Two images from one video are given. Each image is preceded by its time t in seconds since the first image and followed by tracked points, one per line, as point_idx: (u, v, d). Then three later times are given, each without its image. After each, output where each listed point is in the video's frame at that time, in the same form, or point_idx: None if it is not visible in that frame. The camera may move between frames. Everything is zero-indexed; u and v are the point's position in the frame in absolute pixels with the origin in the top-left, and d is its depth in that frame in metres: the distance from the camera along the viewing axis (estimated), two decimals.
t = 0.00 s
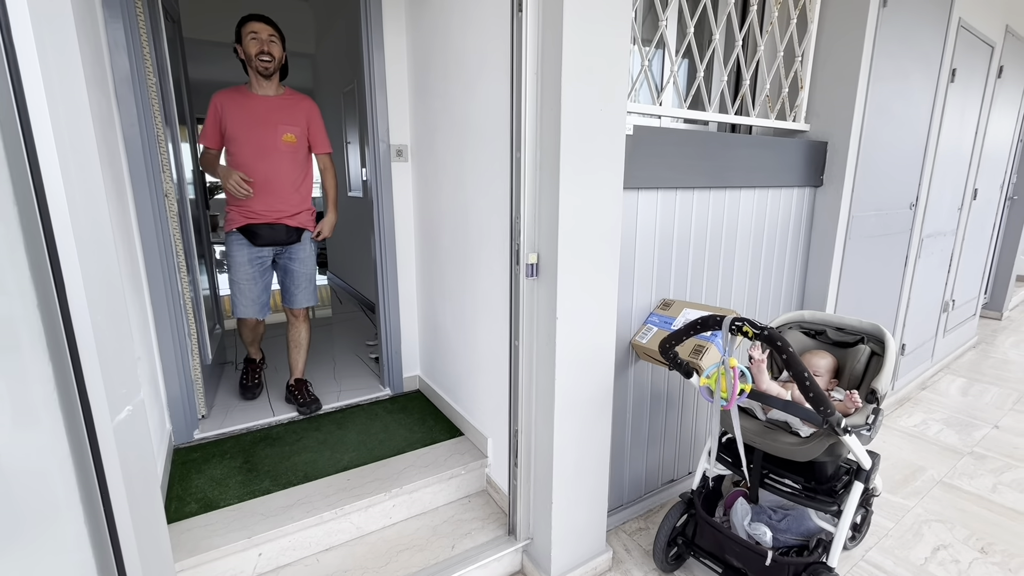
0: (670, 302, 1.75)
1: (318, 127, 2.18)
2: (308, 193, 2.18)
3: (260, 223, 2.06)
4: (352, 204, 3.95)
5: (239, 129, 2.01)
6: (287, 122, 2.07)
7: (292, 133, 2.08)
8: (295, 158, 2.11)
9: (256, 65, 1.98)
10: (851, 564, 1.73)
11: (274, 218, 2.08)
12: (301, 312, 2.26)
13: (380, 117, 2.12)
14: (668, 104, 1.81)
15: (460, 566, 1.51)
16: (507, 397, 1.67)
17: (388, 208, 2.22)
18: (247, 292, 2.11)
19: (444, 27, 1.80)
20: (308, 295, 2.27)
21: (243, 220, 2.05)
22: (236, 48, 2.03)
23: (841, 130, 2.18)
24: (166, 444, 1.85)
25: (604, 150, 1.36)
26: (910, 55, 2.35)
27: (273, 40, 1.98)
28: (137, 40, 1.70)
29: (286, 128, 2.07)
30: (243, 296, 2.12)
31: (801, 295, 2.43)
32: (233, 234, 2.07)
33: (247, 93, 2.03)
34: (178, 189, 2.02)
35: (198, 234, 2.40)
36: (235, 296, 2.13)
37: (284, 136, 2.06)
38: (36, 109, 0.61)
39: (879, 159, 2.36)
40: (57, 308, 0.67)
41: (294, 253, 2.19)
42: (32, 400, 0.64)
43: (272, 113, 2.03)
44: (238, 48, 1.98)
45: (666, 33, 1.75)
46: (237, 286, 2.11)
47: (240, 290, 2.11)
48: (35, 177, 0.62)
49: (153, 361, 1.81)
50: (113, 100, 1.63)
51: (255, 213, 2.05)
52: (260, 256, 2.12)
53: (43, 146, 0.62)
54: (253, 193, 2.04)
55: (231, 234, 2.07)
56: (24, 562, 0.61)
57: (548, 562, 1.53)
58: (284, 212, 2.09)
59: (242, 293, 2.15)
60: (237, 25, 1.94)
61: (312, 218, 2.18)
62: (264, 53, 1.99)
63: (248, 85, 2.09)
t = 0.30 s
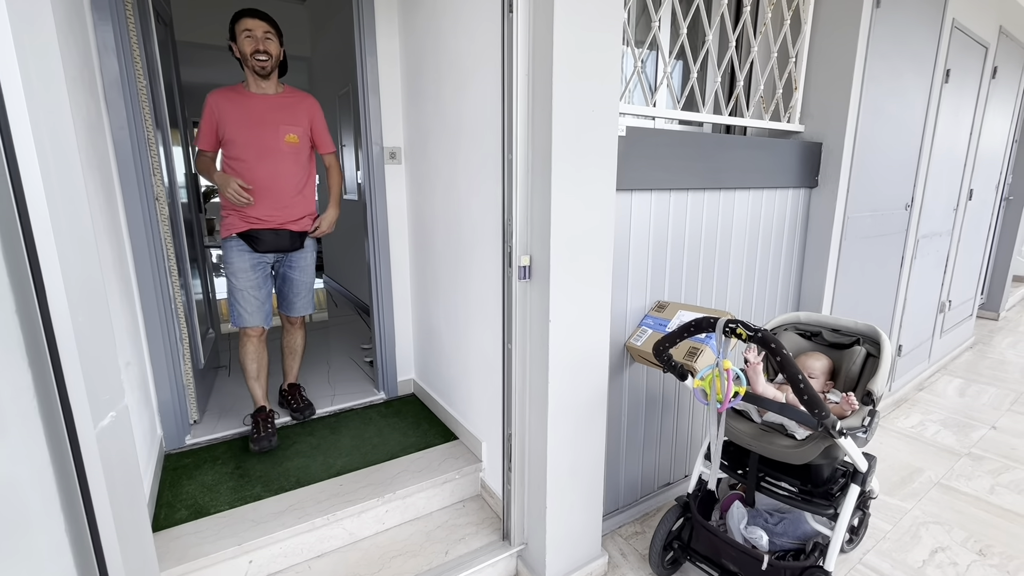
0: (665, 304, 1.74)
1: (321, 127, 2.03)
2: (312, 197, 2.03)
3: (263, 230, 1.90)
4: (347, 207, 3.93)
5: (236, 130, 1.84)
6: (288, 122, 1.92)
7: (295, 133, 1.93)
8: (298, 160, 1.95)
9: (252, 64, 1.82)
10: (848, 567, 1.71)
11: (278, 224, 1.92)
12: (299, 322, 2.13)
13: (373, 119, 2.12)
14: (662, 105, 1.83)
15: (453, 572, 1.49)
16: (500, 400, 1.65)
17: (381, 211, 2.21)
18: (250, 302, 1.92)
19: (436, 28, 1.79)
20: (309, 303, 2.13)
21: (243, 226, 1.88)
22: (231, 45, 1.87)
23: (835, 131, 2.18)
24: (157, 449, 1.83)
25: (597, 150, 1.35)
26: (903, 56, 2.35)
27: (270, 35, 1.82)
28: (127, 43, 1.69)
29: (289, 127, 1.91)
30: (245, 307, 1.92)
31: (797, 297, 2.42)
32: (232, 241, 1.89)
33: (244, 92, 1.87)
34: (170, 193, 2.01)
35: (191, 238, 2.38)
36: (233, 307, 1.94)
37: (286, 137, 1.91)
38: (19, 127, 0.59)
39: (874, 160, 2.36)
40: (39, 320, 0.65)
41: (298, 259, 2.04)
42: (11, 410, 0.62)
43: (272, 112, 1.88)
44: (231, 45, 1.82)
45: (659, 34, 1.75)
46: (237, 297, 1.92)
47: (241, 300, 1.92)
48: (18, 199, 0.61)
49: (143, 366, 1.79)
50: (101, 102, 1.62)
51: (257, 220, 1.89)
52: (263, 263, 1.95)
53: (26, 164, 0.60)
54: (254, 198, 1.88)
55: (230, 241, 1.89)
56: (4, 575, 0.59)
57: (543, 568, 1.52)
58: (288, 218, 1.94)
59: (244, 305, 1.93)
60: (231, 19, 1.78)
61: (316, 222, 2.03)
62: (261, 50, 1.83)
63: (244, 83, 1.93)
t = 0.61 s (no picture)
0: (664, 310, 1.73)
1: (320, 132, 1.90)
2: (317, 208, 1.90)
3: (268, 248, 1.77)
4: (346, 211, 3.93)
5: (231, 141, 1.70)
6: (285, 128, 1.78)
7: (294, 140, 1.79)
8: (300, 168, 1.82)
9: (241, 70, 1.68)
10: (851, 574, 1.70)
11: (284, 241, 1.80)
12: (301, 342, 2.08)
13: (371, 125, 2.11)
14: (660, 110, 1.83)
15: None
16: (499, 408, 1.64)
17: (379, 216, 2.21)
18: (259, 328, 1.79)
19: (434, 34, 1.79)
20: (313, 324, 2.06)
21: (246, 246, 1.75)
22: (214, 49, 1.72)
23: (834, 136, 2.18)
24: (152, 457, 1.81)
25: (596, 156, 1.35)
26: (901, 61, 2.35)
27: (258, 35, 1.68)
28: (124, 48, 1.69)
29: (288, 134, 1.78)
30: (252, 334, 1.78)
31: (797, 301, 2.42)
32: (234, 263, 1.75)
33: (236, 99, 1.73)
34: (167, 199, 2.00)
35: (189, 243, 2.37)
36: (238, 335, 1.78)
37: (286, 145, 1.77)
38: (20, 163, 0.58)
39: (873, 164, 2.36)
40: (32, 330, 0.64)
41: (305, 279, 1.94)
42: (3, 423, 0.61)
43: (268, 119, 1.74)
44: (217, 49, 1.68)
45: (657, 39, 1.75)
46: (243, 324, 1.78)
47: (249, 327, 1.77)
48: (17, 236, 0.60)
49: (139, 373, 1.77)
50: (98, 108, 1.61)
51: (260, 237, 1.76)
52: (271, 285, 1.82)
53: (25, 197, 0.59)
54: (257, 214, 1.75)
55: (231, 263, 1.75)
56: None
57: None
58: (295, 233, 1.81)
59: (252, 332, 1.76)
60: (215, 21, 1.63)
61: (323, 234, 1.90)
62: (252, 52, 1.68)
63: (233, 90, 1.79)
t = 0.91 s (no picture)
0: (665, 314, 1.73)
1: (324, 129, 1.80)
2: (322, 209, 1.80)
3: (273, 254, 1.66)
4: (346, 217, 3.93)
5: (232, 139, 1.60)
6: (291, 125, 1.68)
7: (300, 138, 1.69)
8: (306, 168, 1.71)
9: (239, 59, 1.58)
10: None
11: (290, 246, 1.69)
12: (334, 355, 1.85)
13: (373, 130, 2.12)
14: (661, 116, 1.84)
15: None
16: (500, 412, 1.63)
17: (380, 221, 2.21)
18: (261, 341, 1.69)
19: (436, 40, 1.80)
20: (342, 333, 1.86)
21: (249, 252, 1.64)
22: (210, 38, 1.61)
23: (833, 142, 2.19)
24: (151, 462, 1.80)
25: (597, 161, 1.35)
26: (899, 67, 2.37)
27: (256, 20, 1.57)
28: (126, 54, 1.70)
29: (292, 132, 1.67)
30: (255, 347, 1.69)
31: (797, 306, 2.42)
32: (237, 273, 1.65)
33: (235, 93, 1.62)
34: (167, 203, 2.00)
35: (189, 247, 2.37)
36: (242, 347, 1.70)
37: (291, 142, 1.67)
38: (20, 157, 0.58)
39: (872, 170, 2.37)
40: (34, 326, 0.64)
41: (318, 284, 1.79)
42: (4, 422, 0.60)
43: (272, 115, 1.64)
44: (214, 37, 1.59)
45: (658, 46, 1.76)
46: (246, 336, 1.69)
47: (252, 340, 1.68)
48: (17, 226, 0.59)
49: (138, 378, 1.77)
50: (100, 112, 1.61)
51: (263, 242, 1.65)
52: (277, 295, 1.71)
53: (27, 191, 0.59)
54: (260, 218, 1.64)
55: (234, 273, 1.65)
56: None
57: None
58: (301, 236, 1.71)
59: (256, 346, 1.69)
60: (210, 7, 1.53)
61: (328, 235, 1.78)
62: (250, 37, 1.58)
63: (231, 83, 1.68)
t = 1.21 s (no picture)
0: (665, 321, 1.74)
1: (357, 137, 1.67)
2: (347, 223, 1.67)
3: (290, 268, 1.53)
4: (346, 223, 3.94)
5: (259, 141, 1.48)
6: (322, 132, 1.55)
7: (330, 146, 1.56)
8: (333, 178, 1.59)
9: (275, 60, 1.45)
10: None
11: (309, 258, 1.56)
12: (345, 378, 1.67)
13: (375, 138, 2.14)
14: (660, 125, 1.86)
15: None
16: (501, 418, 1.64)
17: (381, 228, 2.22)
18: (274, 356, 1.59)
19: (438, 50, 1.83)
20: (354, 353, 1.69)
21: (267, 263, 1.52)
22: (250, 34, 1.50)
23: (829, 150, 2.21)
24: (150, 468, 1.80)
25: (597, 170, 1.37)
26: (895, 77, 2.40)
27: (301, 21, 1.45)
28: (130, 61, 1.71)
29: (323, 139, 1.55)
30: (268, 362, 1.60)
31: (795, 313, 2.43)
32: (254, 283, 1.54)
33: (269, 92, 1.50)
34: (169, 208, 2.01)
35: (189, 252, 2.38)
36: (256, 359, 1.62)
37: (320, 151, 1.54)
38: (26, 135, 0.63)
39: (869, 178, 2.39)
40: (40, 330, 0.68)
41: (334, 298, 1.64)
42: (17, 424, 0.64)
43: (303, 120, 1.52)
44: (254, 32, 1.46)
45: (657, 56, 1.79)
46: (259, 349, 1.59)
47: (265, 355, 1.58)
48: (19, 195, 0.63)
49: (138, 383, 1.77)
50: (104, 119, 1.63)
51: (282, 253, 1.53)
52: (293, 309, 1.58)
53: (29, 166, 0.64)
54: (281, 228, 1.52)
55: (251, 284, 1.54)
56: None
57: None
58: (320, 250, 1.58)
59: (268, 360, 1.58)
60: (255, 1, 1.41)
61: (350, 251, 1.65)
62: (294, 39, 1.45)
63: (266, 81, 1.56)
